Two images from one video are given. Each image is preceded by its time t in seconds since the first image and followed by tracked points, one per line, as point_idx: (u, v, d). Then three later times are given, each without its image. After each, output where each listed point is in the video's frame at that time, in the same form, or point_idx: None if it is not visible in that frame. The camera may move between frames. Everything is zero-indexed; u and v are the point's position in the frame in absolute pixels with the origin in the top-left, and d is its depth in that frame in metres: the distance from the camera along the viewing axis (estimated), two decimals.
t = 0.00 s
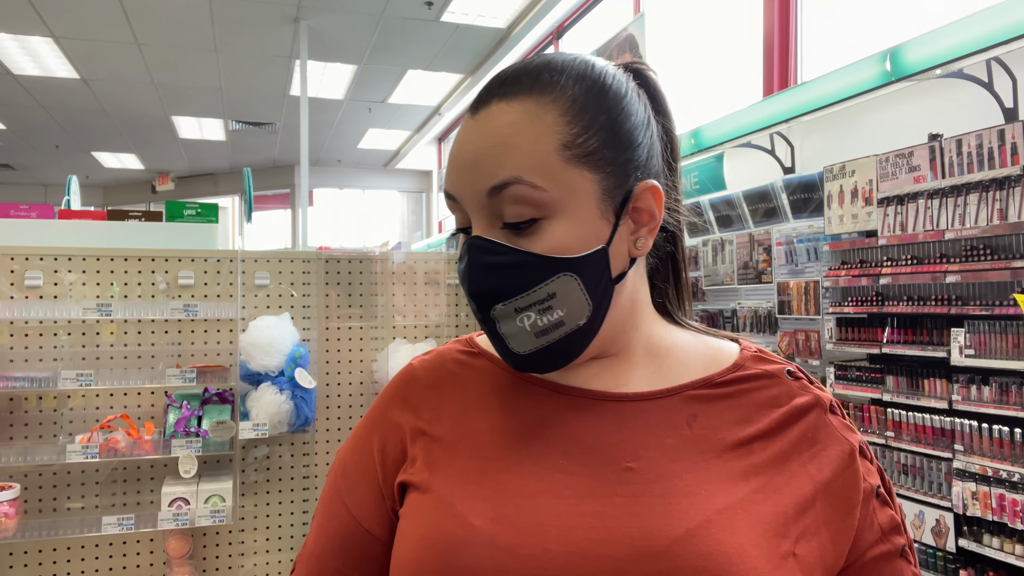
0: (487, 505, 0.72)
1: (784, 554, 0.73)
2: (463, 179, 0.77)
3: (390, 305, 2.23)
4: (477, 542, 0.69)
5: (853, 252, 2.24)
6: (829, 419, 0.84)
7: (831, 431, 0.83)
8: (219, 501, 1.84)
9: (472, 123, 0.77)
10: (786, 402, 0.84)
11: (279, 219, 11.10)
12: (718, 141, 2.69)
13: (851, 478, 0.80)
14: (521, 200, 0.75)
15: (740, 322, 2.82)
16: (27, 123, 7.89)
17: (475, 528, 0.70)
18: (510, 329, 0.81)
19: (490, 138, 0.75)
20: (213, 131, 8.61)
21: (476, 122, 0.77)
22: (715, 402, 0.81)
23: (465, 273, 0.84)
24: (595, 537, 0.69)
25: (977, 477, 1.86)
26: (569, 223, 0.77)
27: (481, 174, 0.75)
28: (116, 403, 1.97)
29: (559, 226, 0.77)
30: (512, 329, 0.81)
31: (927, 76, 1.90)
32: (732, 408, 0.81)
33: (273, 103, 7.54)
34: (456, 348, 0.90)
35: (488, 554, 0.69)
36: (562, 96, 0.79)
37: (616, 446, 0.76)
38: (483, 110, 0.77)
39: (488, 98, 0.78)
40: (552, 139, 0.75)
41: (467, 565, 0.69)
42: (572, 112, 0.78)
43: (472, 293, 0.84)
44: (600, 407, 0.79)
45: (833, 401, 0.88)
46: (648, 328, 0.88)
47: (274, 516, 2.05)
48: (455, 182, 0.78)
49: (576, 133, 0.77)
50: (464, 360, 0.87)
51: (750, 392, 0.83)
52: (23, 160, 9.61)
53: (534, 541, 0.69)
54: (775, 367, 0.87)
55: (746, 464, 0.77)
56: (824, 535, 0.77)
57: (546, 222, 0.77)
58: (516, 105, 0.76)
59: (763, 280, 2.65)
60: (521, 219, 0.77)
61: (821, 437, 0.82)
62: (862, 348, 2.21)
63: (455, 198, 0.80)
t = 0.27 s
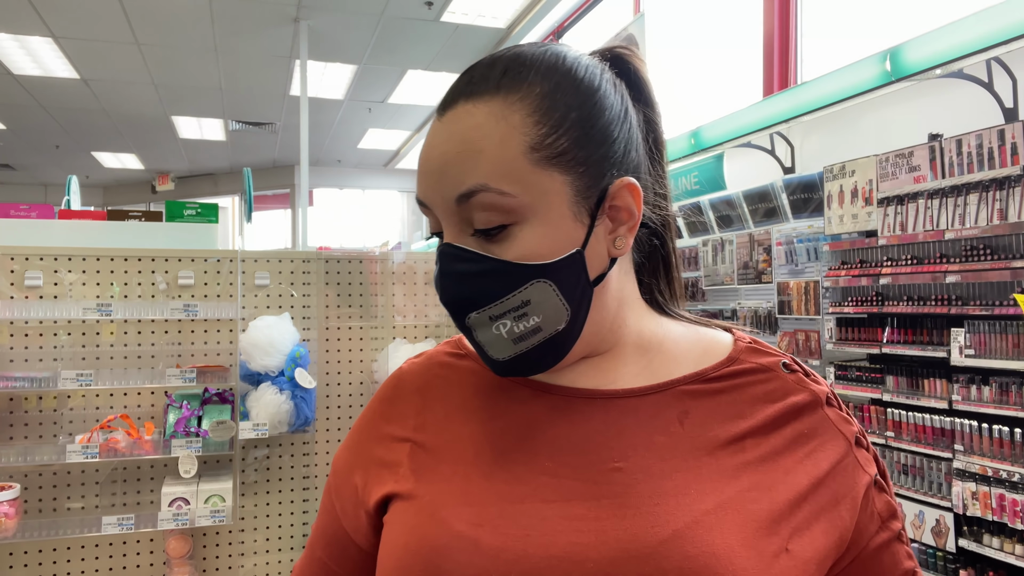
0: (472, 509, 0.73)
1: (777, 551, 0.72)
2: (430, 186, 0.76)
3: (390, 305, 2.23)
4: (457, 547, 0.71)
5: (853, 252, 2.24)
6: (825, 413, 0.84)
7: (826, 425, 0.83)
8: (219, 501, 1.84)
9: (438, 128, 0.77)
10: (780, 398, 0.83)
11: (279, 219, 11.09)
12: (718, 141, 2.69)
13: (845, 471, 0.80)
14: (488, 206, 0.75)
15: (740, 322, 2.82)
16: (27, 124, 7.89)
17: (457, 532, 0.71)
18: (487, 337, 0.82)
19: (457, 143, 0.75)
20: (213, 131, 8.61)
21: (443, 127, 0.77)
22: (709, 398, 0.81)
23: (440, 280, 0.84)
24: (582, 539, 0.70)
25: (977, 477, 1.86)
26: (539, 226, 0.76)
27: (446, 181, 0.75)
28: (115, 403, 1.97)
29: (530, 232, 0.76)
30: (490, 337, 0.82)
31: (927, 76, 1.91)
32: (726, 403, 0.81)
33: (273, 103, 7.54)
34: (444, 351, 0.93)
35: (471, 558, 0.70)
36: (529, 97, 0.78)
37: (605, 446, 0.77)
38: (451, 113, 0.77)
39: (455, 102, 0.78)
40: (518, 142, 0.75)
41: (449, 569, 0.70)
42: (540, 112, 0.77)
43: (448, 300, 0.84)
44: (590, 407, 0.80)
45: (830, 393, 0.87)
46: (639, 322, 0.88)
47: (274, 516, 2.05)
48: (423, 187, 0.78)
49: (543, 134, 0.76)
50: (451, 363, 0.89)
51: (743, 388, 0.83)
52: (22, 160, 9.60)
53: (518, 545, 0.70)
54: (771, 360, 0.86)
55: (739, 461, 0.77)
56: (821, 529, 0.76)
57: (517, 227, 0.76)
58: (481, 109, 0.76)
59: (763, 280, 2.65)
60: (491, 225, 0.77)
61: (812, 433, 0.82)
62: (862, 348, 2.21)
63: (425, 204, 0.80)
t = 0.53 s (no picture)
0: (449, 524, 0.68)
1: (762, 552, 0.70)
2: (396, 180, 0.72)
3: (390, 305, 2.21)
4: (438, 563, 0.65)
5: (853, 252, 2.24)
6: (803, 405, 0.82)
7: (805, 417, 0.80)
8: (219, 501, 1.84)
9: (402, 120, 0.73)
10: (759, 389, 0.81)
11: (279, 219, 11.10)
12: (718, 141, 2.69)
13: (824, 465, 0.78)
14: (457, 203, 0.71)
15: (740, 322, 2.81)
16: (27, 123, 7.90)
17: (436, 548, 0.66)
18: (456, 340, 0.78)
19: (423, 134, 0.70)
20: (213, 131, 8.61)
21: (410, 117, 0.72)
22: (685, 389, 0.79)
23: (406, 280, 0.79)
24: (559, 544, 0.66)
25: (977, 477, 1.86)
26: (511, 226, 0.72)
27: (413, 174, 0.70)
28: (116, 403, 1.96)
29: (501, 232, 0.72)
30: (458, 340, 0.78)
31: (927, 76, 1.91)
32: (702, 396, 0.79)
33: (273, 103, 7.54)
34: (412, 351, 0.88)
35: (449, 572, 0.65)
36: (502, 88, 0.74)
37: (584, 446, 0.73)
38: (417, 105, 0.72)
39: (423, 92, 0.73)
40: (489, 135, 0.70)
41: None
42: (513, 104, 0.73)
43: (415, 298, 0.79)
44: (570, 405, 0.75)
45: (808, 384, 0.85)
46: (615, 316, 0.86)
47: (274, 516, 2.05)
48: (388, 181, 0.74)
49: (516, 128, 0.72)
50: (421, 362, 0.85)
51: (720, 379, 0.81)
52: (23, 160, 9.61)
53: (496, 556, 0.66)
54: (747, 350, 0.84)
55: (720, 458, 0.74)
56: (801, 527, 0.74)
57: (486, 226, 0.72)
58: (451, 99, 0.71)
59: (764, 280, 2.65)
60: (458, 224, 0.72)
61: (794, 424, 0.79)
62: (862, 348, 2.20)
63: (390, 199, 0.75)
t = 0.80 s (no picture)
0: (419, 511, 0.68)
1: (737, 535, 0.69)
2: (368, 171, 0.72)
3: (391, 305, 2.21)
4: (408, 553, 0.65)
5: (853, 252, 2.24)
6: (776, 389, 0.82)
7: (777, 401, 0.81)
8: (220, 501, 1.84)
9: (374, 111, 0.73)
10: (731, 372, 0.81)
11: (279, 219, 11.09)
12: (718, 140, 2.67)
13: (797, 448, 0.78)
14: (429, 195, 0.70)
15: (740, 322, 2.81)
16: (27, 124, 7.89)
17: (405, 536, 0.66)
18: (429, 341, 0.77)
19: (395, 124, 0.70)
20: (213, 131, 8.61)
21: (383, 108, 0.72)
22: (661, 374, 0.78)
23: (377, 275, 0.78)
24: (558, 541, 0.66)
25: (977, 477, 1.86)
26: (485, 219, 0.72)
27: (385, 165, 0.70)
28: (115, 403, 1.96)
29: (474, 223, 0.72)
30: (431, 340, 0.77)
31: (927, 76, 1.91)
32: (676, 380, 0.79)
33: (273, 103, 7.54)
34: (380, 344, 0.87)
35: (420, 561, 0.64)
36: (475, 79, 0.74)
37: (557, 429, 0.72)
38: (389, 96, 0.72)
39: (395, 82, 0.73)
40: (461, 125, 0.70)
41: None
42: (485, 94, 0.73)
43: (388, 296, 0.78)
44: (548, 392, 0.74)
45: (779, 367, 0.85)
46: (589, 304, 0.86)
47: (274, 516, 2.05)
48: (359, 173, 0.73)
49: (490, 119, 0.71)
50: (390, 356, 0.84)
51: (693, 364, 0.81)
52: (23, 160, 9.61)
53: (468, 543, 0.65)
54: (718, 335, 0.84)
55: (695, 441, 0.74)
56: (775, 509, 0.74)
57: (459, 218, 0.72)
58: (423, 90, 0.71)
59: (764, 280, 2.65)
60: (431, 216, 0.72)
61: (765, 407, 0.80)
62: (862, 348, 2.20)
63: (361, 191, 0.74)
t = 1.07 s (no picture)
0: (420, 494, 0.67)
1: (732, 516, 0.68)
2: (461, 99, 0.73)
3: (390, 305, 2.22)
4: (410, 538, 0.64)
5: (853, 252, 2.24)
6: (764, 384, 0.83)
7: (765, 395, 0.81)
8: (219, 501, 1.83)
9: (453, 50, 0.75)
10: (723, 367, 0.81)
11: (279, 219, 11.09)
12: (718, 141, 2.64)
13: (787, 440, 0.78)
14: (523, 128, 0.74)
15: (740, 322, 2.81)
16: (27, 124, 7.89)
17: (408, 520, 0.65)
18: (503, 272, 0.77)
19: (491, 60, 0.73)
20: (213, 131, 8.61)
21: (470, 48, 0.74)
22: (656, 366, 0.78)
23: (443, 211, 0.77)
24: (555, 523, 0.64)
25: (977, 477, 1.86)
26: (566, 159, 0.77)
27: (484, 93, 0.72)
28: (115, 403, 1.96)
29: (554, 161, 0.76)
30: (505, 273, 0.77)
31: (927, 76, 1.90)
32: (672, 371, 0.78)
33: (274, 103, 7.54)
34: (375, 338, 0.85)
35: (423, 540, 0.64)
36: (545, 41, 0.80)
37: (555, 413, 0.71)
38: (470, 38, 0.75)
39: (475, 31, 0.76)
40: (547, 74, 0.76)
41: (401, 562, 0.63)
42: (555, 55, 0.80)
43: (456, 232, 0.78)
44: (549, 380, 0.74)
45: (766, 366, 0.86)
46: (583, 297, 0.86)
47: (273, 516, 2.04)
48: (445, 103, 0.73)
49: (564, 75, 0.78)
50: (382, 349, 0.82)
51: (688, 357, 0.80)
52: (23, 159, 9.61)
53: (469, 524, 0.64)
54: (710, 332, 0.84)
55: (692, 427, 0.73)
56: (770, 495, 0.73)
57: (542, 155, 0.76)
58: (509, 39, 0.76)
59: (763, 280, 2.65)
60: (518, 147, 0.75)
61: (755, 402, 0.80)
62: (862, 348, 2.20)
63: (441, 122, 0.74)
